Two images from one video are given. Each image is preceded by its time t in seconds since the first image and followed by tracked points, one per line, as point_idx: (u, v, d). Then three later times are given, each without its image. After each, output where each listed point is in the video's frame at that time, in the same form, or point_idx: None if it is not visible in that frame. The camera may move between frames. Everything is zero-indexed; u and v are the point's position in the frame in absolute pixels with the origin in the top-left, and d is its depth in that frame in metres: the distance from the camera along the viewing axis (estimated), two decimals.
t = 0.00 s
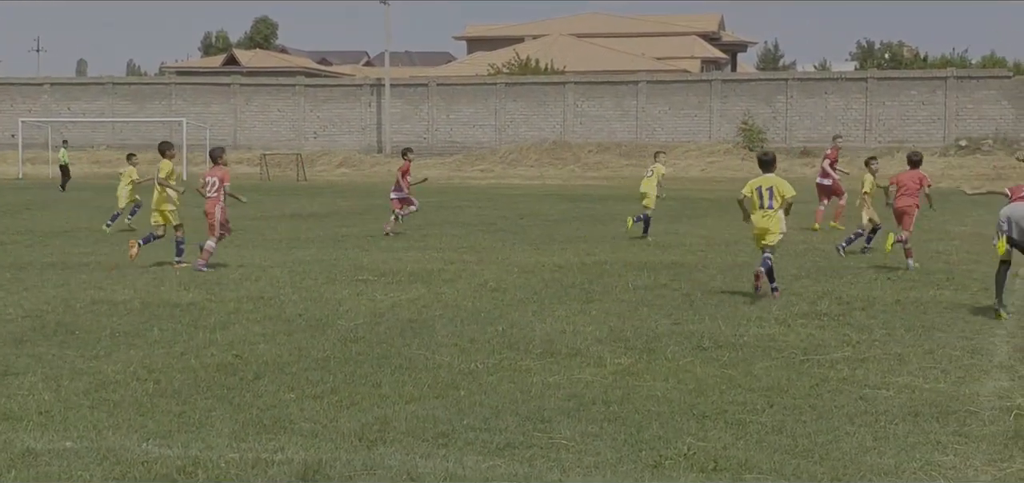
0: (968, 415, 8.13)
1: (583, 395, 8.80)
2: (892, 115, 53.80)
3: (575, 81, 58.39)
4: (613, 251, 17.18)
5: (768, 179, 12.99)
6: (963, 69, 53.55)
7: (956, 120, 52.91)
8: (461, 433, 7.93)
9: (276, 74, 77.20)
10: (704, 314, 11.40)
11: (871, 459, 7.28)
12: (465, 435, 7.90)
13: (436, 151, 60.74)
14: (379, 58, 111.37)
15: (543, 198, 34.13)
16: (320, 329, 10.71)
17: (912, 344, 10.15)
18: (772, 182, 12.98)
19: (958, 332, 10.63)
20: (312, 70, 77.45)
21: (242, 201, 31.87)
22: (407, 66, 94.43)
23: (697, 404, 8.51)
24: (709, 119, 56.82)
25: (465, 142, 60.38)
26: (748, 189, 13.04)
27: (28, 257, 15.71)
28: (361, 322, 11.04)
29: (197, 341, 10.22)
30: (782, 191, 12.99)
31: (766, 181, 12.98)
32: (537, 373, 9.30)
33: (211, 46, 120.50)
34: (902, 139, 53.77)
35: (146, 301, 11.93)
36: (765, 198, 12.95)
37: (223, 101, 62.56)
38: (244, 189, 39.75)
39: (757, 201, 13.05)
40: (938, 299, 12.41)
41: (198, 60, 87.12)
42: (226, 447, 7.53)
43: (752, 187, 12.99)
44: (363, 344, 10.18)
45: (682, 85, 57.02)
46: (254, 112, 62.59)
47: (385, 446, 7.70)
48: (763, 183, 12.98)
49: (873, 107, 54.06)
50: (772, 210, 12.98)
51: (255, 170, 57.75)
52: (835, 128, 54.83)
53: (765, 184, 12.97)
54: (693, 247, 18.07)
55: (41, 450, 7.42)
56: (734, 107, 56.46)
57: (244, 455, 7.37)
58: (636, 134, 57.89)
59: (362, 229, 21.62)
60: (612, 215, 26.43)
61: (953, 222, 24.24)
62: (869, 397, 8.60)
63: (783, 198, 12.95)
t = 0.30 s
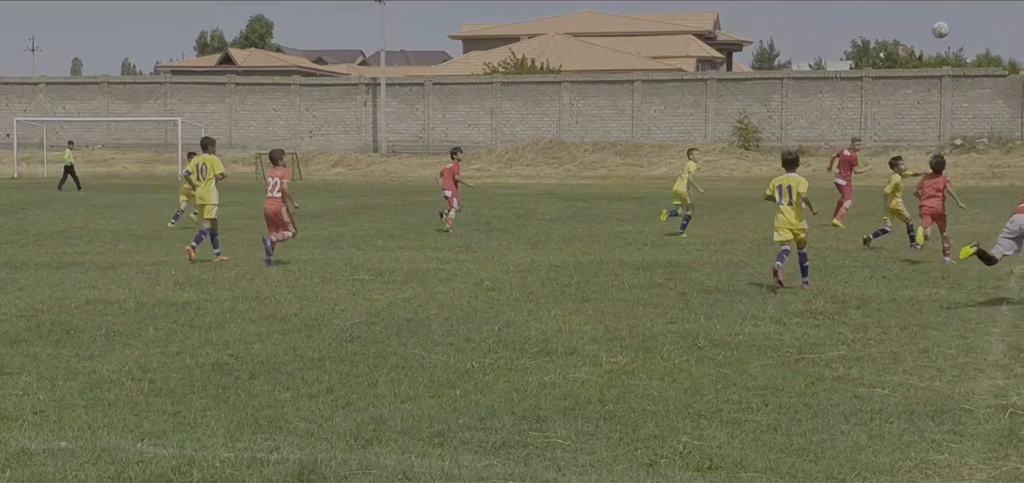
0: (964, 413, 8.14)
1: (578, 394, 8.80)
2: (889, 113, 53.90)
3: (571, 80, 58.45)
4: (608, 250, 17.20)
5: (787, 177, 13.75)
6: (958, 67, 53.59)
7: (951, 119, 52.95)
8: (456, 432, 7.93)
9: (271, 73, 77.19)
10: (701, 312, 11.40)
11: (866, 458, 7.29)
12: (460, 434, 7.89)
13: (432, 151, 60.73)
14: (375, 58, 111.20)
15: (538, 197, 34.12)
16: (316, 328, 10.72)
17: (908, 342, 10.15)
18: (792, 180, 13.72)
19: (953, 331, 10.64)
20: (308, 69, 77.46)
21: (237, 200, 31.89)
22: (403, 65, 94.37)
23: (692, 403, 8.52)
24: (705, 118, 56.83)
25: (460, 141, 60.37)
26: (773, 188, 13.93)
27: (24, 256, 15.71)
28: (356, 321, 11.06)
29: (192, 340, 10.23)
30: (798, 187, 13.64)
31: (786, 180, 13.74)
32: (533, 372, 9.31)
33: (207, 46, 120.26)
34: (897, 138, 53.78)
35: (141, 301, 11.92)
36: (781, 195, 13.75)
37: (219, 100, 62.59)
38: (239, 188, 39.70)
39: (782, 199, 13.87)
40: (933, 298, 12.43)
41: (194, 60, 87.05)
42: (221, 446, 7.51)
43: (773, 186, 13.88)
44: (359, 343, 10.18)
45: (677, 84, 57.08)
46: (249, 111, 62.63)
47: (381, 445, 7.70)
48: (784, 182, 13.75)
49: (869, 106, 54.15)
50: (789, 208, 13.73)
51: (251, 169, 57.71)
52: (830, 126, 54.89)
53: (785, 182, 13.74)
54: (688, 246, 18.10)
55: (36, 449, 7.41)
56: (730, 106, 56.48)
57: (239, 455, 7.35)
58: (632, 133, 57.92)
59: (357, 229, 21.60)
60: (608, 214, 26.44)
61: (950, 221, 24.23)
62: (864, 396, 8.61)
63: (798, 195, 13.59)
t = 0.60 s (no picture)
0: (964, 414, 8.14)
1: (577, 394, 8.79)
2: (889, 114, 53.90)
3: (572, 80, 58.45)
4: (610, 250, 17.21)
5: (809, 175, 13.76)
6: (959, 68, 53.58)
7: (951, 119, 52.97)
8: (457, 433, 7.93)
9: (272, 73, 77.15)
10: (701, 313, 11.41)
11: (866, 458, 7.29)
12: (461, 435, 7.89)
13: (432, 151, 60.73)
14: (376, 58, 111.22)
15: (539, 197, 34.15)
16: (316, 328, 10.72)
17: (908, 343, 10.15)
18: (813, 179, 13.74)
19: (954, 331, 10.65)
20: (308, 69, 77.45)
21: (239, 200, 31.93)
22: (404, 65, 94.32)
23: (692, 403, 8.52)
24: (705, 118, 56.84)
25: (460, 141, 60.37)
26: (793, 185, 13.86)
27: (26, 256, 15.74)
28: (357, 321, 11.06)
29: (192, 340, 10.23)
30: (821, 185, 13.71)
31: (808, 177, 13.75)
32: (533, 373, 9.31)
33: (207, 46, 120.15)
34: (897, 138, 53.79)
35: (142, 301, 11.92)
36: (805, 193, 13.72)
37: (219, 100, 62.61)
38: (240, 188, 39.71)
39: (801, 197, 13.81)
40: (935, 298, 12.44)
41: (195, 60, 87.07)
42: (221, 446, 7.50)
43: (795, 185, 13.80)
44: (360, 343, 10.17)
45: (678, 85, 57.09)
46: (249, 111, 62.64)
47: (381, 445, 7.69)
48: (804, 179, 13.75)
49: (869, 107, 54.15)
50: (812, 205, 13.68)
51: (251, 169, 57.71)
52: (830, 127, 54.89)
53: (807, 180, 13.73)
54: (689, 246, 18.11)
55: (36, 449, 7.41)
56: (730, 106, 56.50)
57: (239, 455, 7.35)
58: (632, 133, 57.94)
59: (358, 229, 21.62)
60: (609, 214, 26.47)
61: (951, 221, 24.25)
62: (864, 397, 8.60)
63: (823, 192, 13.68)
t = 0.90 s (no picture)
0: (961, 415, 8.15)
1: (574, 395, 8.78)
2: (885, 114, 53.95)
3: (568, 81, 58.47)
4: (606, 251, 17.22)
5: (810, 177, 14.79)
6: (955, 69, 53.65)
7: (947, 120, 53.05)
8: (454, 434, 7.93)
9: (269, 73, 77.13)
10: (698, 314, 11.41)
11: (863, 459, 7.29)
12: (458, 435, 7.89)
13: (428, 152, 60.70)
14: (372, 58, 111.27)
15: (536, 198, 34.18)
16: (312, 329, 10.71)
17: (904, 344, 10.16)
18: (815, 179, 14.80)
19: (950, 332, 10.67)
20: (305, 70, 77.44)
21: (236, 201, 31.91)
22: (401, 66, 94.29)
23: (689, 404, 8.52)
24: (701, 118, 56.89)
25: (457, 142, 60.36)
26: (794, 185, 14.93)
27: (23, 257, 15.73)
28: (354, 322, 11.06)
29: (189, 340, 10.23)
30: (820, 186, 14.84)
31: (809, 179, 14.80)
32: (530, 373, 9.31)
33: (203, 47, 120.12)
34: (893, 139, 53.85)
35: (138, 302, 11.92)
36: (805, 194, 14.87)
37: (215, 101, 62.56)
38: (237, 189, 39.68)
39: (801, 195, 14.94)
40: (931, 299, 12.46)
41: (191, 60, 87.02)
42: (218, 447, 7.50)
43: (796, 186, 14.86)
44: (356, 344, 10.18)
45: (674, 85, 57.16)
46: (246, 112, 62.60)
47: (378, 446, 7.69)
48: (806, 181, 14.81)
49: (865, 107, 54.21)
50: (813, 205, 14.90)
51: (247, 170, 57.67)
52: (827, 127, 54.94)
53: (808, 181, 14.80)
54: (686, 247, 18.13)
55: (32, 450, 7.40)
56: (726, 107, 56.55)
57: (236, 456, 7.34)
58: (628, 134, 57.97)
59: (356, 230, 21.63)
60: (606, 215, 26.51)
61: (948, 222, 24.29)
62: (861, 397, 8.61)
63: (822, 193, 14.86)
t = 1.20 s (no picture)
0: (954, 413, 8.16)
1: (567, 394, 8.78)
2: (877, 113, 54.05)
3: (561, 79, 58.46)
4: (600, 249, 17.23)
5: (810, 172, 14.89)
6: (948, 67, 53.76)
7: (939, 118, 53.16)
8: (448, 432, 7.93)
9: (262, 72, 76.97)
10: (692, 312, 11.41)
11: (856, 457, 7.31)
12: (452, 434, 7.88)
13: (422, 150, 60.66)
14: (365, 57, 111.20)
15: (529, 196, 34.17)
16: (305, 327, 10.70)
17: (897, 342, 10.17)
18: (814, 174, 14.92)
19: (942, 329, 10.68)
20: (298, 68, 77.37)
21: (229, 200, 31.87)
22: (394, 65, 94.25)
23: (682, 403, 8.52)
24: (694, 117, 56.94)
25: (450, 140, 60.34)
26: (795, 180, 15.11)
27: (15, 256, 15.71)
28: (347, 320, 11.06)
29: (182, 339, 10.22)
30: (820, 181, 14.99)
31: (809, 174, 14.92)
32: (524, 371, 9.32)
33: (197, 45, 119.86)
34: (886, 137, 53.95)
35: (131, 301, 11.89)
36: (805, 189, 15.06)
37: (208, 100, 62.50)
38: (230, 188, 39.64)
39: (802, 190, 15.10)
40: (924, 297, 12.49)
41: (184, 59, 86.90)
42: (211, 446, 7.49)
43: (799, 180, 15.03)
44: (350, 343, 10.18)
45: (667, 84, 57.21)
46: (239, 111, 62.52)
47: (372, 444, 7.68)
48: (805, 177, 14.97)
49: (858, 106, 54.29)
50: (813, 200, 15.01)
51: (240, 169, 57.57)
52: (820, 126, 55.00)
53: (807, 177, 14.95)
54: (681, 245, 18.14)
55: (25, 449, 7.38)
56: (719, 105, 56.61)
57: (229, 454, 7.33)
58: (622, 132, 58.00)
59: (349, 228, 21.61)
60: (599, 213, 26.52)
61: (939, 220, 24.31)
62: (854, 395, 8.63)
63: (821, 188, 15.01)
